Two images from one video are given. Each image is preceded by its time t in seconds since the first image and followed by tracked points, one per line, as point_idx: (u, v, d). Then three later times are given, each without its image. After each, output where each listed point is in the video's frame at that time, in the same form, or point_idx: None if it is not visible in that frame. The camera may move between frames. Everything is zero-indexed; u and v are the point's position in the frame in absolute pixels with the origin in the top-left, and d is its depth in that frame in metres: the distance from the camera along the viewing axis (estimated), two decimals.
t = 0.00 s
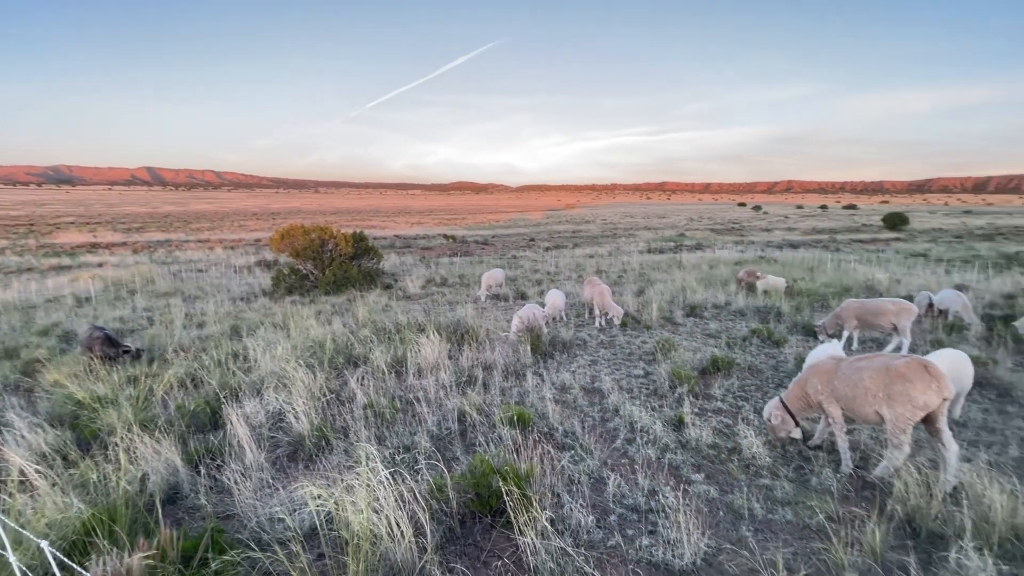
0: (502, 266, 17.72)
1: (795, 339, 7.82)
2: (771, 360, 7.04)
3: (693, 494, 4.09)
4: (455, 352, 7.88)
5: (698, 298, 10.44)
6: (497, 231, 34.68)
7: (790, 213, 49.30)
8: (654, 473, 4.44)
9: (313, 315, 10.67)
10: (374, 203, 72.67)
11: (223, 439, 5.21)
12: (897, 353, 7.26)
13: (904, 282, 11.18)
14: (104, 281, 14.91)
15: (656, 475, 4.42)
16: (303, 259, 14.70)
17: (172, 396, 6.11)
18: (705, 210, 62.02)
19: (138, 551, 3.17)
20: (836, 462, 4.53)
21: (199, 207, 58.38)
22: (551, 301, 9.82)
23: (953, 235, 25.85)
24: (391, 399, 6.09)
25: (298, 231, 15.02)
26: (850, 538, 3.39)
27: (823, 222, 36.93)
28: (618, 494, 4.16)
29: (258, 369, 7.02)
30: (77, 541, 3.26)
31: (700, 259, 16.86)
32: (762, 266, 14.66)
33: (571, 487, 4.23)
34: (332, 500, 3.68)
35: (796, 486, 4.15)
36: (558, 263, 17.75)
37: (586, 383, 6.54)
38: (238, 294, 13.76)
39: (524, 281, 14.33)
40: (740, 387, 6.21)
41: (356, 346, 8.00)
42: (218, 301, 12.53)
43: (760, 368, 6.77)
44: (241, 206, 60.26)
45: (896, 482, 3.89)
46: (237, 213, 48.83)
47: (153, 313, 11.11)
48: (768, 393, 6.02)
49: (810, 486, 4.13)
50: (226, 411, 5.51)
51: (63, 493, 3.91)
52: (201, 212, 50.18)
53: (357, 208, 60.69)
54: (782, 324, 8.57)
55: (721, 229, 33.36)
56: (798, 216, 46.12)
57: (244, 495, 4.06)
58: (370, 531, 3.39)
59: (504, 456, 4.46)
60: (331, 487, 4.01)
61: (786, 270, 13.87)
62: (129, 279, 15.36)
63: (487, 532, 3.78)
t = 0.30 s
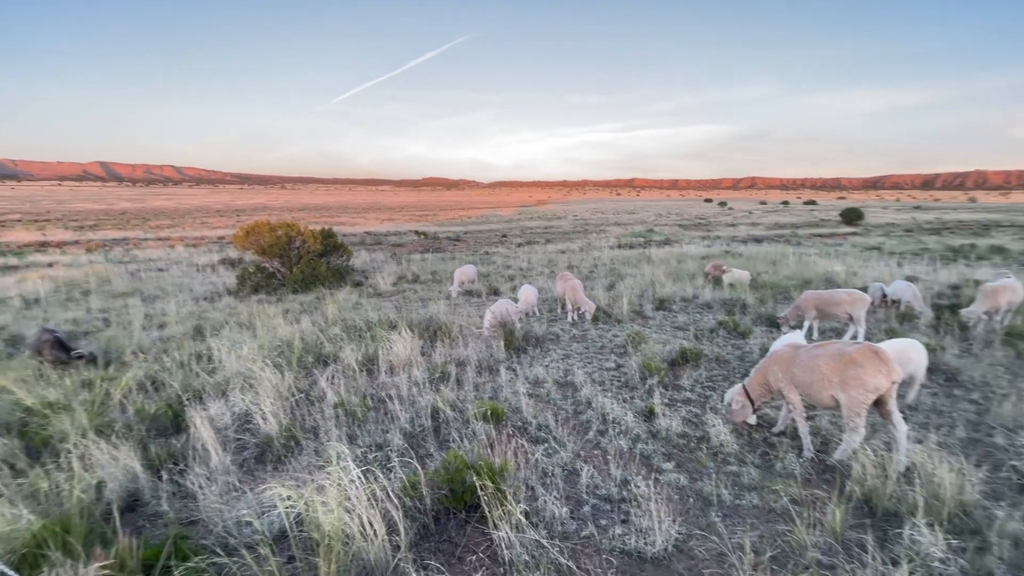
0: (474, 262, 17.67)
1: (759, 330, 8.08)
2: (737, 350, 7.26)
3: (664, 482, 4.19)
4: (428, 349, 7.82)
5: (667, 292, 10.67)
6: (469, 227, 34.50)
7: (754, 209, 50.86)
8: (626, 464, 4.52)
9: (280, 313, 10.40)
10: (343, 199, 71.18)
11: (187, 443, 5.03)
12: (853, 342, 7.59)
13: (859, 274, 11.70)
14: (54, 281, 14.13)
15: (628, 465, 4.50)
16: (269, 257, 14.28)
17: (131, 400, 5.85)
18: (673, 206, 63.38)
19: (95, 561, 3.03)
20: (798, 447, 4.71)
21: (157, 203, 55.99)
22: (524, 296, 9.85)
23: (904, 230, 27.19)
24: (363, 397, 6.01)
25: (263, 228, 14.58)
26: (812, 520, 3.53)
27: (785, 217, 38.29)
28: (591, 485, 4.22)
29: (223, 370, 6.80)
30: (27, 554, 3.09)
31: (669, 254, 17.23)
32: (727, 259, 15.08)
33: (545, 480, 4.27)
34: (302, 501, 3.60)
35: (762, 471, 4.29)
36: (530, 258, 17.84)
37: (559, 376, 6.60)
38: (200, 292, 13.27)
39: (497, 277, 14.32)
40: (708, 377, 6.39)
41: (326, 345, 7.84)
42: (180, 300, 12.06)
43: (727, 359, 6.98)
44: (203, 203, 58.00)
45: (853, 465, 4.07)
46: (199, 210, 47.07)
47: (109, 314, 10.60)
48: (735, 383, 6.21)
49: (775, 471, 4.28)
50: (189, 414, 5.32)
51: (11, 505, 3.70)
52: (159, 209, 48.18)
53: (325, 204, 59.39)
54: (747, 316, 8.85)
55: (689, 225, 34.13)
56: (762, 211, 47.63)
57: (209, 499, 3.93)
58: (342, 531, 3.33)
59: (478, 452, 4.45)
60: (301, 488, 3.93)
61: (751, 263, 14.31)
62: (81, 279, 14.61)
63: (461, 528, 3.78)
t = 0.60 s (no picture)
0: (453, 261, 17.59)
1: (732, 325, 8.25)
2: (710, 346, 7.39)
3: (637, 478, 4.24)
4: (404, 349, 7.74)
5: (643, 289, 10.80)
6: (448, 226, 34.30)
7: (728, 207, 51.93)
8: (601, 460, 4.55)
9: (253, 314, 10.15)
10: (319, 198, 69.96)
11: (152, 450, 4.86)
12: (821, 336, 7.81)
13: (828, 270, 12.04)
14: (11, 283, 13.51)
15: (603, 461, 4.53)
16: (242, 257, 13.93)
17: (92, 406, 5.64)
18: (650, 204, 64.21)
19: None
20: (769, 440, 4.80)
21: (124, 201, 54.09)
22: (502, 295, 9.83)
23: (870, 227, 28.13)
24: (337, 399, 5.91)
25: (235, 227, 14.20)
26: (781, 511, 3.60)
27: (758, 215, 39.17)
28: (567, 483, 4.23)
29: (192, 374, 6.60)
30: None
31: (646, 251, 17.44)
32: (702, 257, 15.36)
33: (520, 479, 4.27)
34: (271, 507, 3.51)
35: (733, 465, 4.37)
36: (509, 257, 17.83)
37: (536, 375, 6.61)
38: (169, 294, 12.87)
39: (475, 276, 14.26)
40: (682, 373, 6.49)
41: (299, 346, 7.69)
42: (147, 302, 11.67)
43: (701, 354, 7.09)
44: (172, 201, 56.26)
45: (820, 456, 4.17)
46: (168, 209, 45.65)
47: (70, 317, 10.19)
48: (708, 378, 6.32)
49: (745, 464, 4.36)
50: (155, 420, 5.15)
51: None
52: (126, 208, 46.56)
53: (300, 203, 58.23)
54: (721, 312, 9.02)
55: (665, 223, 34.59)
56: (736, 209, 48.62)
57: (175, 508, 3.81)
58: (312, 536, 3.26)
59: (454, 452, 4.42)
60: (271, 494, 3.84)
61: (724, 261, 14.60)
62: (41, 281, 14.01)
63: (436, 529, 3.75)
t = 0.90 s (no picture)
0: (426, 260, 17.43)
1: (699, 321, 8.41)
2: (678, 342, 7.53)
3: (604, 474, 4.27)
4: (374, 351, 7.63)
5: (615, 287, 10.92)
6: (422, 225, 33.96)
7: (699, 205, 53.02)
8: (569, 458, 4.58)
9: (217, 317, 9.83)
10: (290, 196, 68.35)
11: (105, 461, 4.65)
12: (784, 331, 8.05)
13: (791, 266, 12.43)
14: None
15: (571, 459, 4.55)
16: (206, 258, 13.46)
17: (40, 417, 5.35)
18: (623, 202, 65.06)
19: None
20: (732, 433, 4.91)
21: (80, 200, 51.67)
22: (474, 294, 9.78)
23: (832, 224, 29.15)
24: (303, 403, 5.78)
25: (199, 227, 13.71)
26: (742, 503, 3.69)
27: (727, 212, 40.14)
28: (535, 482, 4.24)
29: (150, 380, 6.35)
30: None
31: (618, 249, 17.65)
32: (672, 254, 15.64)
33: (489, 479, 4.26)
34: (228, 517, 3.40)
35: (698, 458, 4.45)
36: (482, 255, 17.78)
37: (507, 374, 6.61)
38: (128, 296, 12.36)
39: (448, 275, 14.17)
40: (650, 369, 6.59)
41: (265, 350, 7.48)
42: (103, 306, 11.16)
43: (669, 350, 7.21)
44: (133, 200, 54.09)
45: (779, 447, 4.29)
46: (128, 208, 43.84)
47: (19, 323, 9.66)
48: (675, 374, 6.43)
49: (709, 457, 4.45)
50: (108, 429, 4.93)
51: None
52: (84, 207, 44.54)
53: (269, 201, 56.73)
54: (689, 308, 9.19)
55: (638, 221, 35.08)
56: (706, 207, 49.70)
57: (128, 521, 3.65)
58: (272, 545, 3.18)
59: (421, 454, 4.37)
60: (231, 503, 3.73)
61: (693, 258, 14.90)
62: None
63: (402, 533, 3.70)
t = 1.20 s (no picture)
0: (403, 259, 17.28)
1: (674, 317, 8.54)
2: (653, 338, 7.63)
3: (578, 470, 4.31)
4: (349, 352, 7.54)
5: (592, 285, 10.99)
6: (400, 224, 33.62)
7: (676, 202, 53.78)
8: (544, 455, 4.60)
9: (186, 319, 9.57)
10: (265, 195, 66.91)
11: (65, 470, 4.48)
12: (756, 326, 8.24)
13: (763, 263, 12.72)
14: None
15: (545, 456, 4.58)
16: (175, 258, 13.07)
17: None
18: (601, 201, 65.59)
19: None
20: (704, 426, 5.00)
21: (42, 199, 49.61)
22: (450, 293, 9.72)
23: (802, 221, 29.91)
24: (274, 406, 5.68)
25: (167, 227, 13.30)
26: (711, 495, 3.76)
27: (703, 210, 40.85)
28: (509, 479, 4.25)
29: (114, 386, 6.14)
30: None
31: (596, 247, 17.77)
32: (648, 252, 15.82)
33: (463, 478, 4.25)
34: (194, 523, 3.32)
35: (669, 452, 4.52)
36: (461, 254, 17.70)
37: (483, 372, 6.60)
38: (92, 299, 11.94)
39: (425, 274, 14.08)
40: (625, 365, 6.66)
41: (236, 353, 7.32)
42: (65, 309, 10.73)
43: (644, 346, 7.30)
44: (99, 199, 52.24)
45: (747, 439, 4.39)
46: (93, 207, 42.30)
47: None
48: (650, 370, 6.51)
49: (681, 451, 4.52)
50: (69, 437, 4.75)
51: None
52: (46, 207, 42.81)
53: (243, 200, 55.43)
54: (664, 305, 9.31)
55: (616, 218, 35.44)
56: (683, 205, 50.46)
57: (89, 530, 3.54)
58: (239, 550, 3.13)
59: (394, 455, 4.34)
60: (197, 509, 3.64)
61: (669, 255, 15.11)
62: None
63: (375, 534, 3.66)
